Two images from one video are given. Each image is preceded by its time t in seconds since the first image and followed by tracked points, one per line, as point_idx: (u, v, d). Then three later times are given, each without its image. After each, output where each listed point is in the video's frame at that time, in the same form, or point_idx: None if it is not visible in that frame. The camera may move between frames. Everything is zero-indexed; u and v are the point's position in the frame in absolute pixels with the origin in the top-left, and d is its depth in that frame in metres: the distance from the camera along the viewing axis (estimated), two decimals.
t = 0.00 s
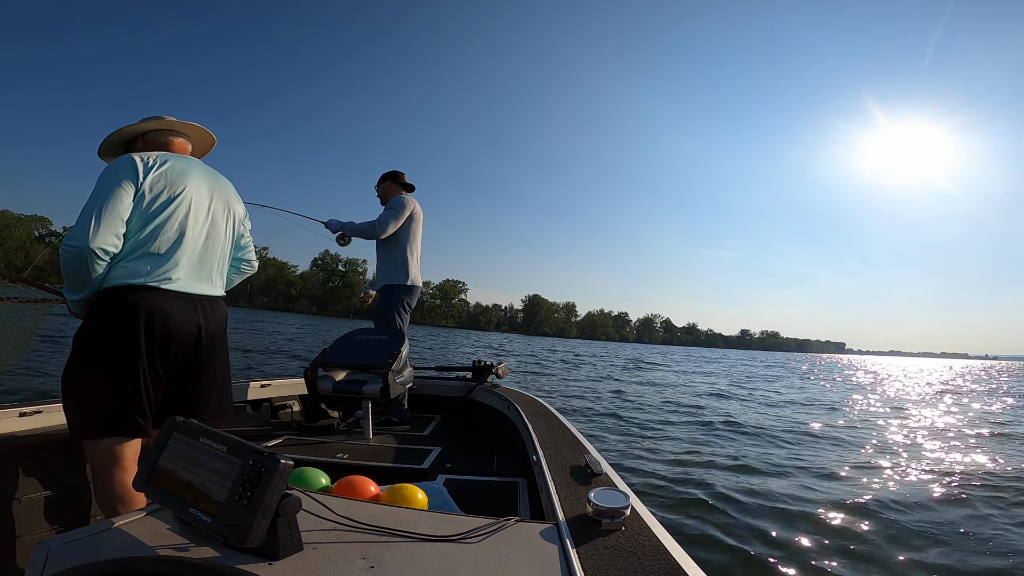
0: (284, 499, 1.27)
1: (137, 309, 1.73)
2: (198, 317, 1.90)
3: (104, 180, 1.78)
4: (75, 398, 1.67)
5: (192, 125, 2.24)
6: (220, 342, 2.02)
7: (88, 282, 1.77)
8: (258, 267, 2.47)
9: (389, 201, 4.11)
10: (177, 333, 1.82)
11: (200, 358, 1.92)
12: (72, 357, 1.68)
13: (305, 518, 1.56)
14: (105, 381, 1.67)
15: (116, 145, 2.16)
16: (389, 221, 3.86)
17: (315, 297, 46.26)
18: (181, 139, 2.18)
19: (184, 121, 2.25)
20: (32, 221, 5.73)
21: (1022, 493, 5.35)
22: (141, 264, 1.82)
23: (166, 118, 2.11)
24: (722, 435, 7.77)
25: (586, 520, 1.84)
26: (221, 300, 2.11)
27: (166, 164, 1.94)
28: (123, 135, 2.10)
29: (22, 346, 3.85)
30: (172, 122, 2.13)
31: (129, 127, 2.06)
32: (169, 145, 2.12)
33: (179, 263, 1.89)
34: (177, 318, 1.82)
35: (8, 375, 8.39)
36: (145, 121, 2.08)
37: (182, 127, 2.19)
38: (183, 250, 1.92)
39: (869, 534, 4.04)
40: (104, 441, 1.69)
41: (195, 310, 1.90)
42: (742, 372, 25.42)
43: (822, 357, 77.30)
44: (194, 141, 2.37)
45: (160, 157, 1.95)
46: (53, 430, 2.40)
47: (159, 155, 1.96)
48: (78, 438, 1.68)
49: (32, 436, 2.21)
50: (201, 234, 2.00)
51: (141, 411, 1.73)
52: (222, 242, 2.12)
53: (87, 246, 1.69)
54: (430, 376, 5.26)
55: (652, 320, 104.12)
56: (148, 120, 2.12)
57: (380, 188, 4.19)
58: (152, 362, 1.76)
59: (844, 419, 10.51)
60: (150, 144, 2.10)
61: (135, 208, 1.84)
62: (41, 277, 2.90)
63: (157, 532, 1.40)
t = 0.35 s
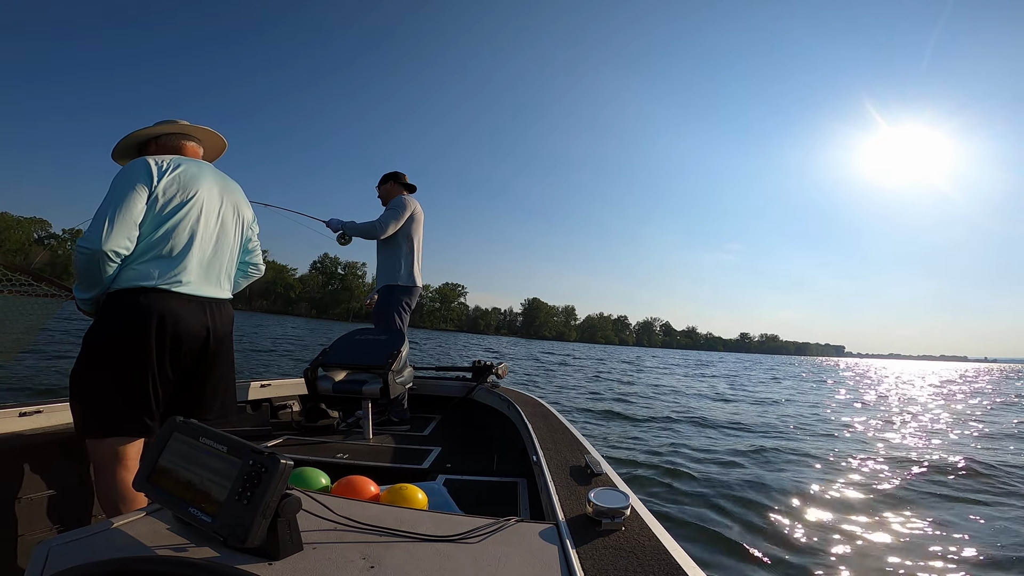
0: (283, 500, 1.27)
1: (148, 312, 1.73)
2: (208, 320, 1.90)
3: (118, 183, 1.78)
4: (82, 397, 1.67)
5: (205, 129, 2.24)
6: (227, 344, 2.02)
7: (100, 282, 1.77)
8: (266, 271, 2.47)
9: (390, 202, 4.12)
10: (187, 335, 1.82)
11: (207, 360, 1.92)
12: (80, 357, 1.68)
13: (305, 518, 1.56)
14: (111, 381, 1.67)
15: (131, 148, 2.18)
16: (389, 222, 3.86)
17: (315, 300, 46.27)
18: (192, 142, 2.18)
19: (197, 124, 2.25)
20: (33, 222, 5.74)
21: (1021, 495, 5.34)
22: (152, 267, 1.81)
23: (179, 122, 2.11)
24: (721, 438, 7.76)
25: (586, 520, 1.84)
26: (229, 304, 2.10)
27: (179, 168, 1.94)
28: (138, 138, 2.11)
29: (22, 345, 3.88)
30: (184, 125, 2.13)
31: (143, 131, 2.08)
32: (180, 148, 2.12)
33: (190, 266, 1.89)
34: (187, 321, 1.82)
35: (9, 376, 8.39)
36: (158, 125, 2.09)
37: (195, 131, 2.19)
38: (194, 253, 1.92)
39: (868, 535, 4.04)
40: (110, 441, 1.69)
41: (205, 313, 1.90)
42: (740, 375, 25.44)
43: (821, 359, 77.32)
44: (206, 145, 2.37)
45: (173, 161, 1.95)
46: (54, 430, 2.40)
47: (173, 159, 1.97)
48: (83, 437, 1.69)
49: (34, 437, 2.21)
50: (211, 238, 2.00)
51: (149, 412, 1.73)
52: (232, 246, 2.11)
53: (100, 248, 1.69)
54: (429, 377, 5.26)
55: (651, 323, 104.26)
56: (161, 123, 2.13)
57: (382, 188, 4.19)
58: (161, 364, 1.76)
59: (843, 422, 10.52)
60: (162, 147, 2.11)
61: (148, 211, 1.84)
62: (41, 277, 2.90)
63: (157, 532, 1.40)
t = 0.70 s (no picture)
0: (283, 500, 1.27)
1: (155, 312, 1.73)
2: (212, 321, 1.90)
3: (127, 185, 1.78)
4: (82, 399, 1.66)
5: (210, 133, 2.23)
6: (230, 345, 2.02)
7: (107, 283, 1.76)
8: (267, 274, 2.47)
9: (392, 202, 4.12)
10: (192, 336, 1.82)
11: (209, 360, 1.92)
12: (82, 357, 1.68)
13: (305, 518, 1.56)
14: (113, 381, 1.67)
15: (137, 151, 2.17)
16: (390, 222, 3.85)
17: (314, 301, 46.28)
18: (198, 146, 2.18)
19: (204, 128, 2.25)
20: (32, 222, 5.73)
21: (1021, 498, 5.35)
22: (160, 268, 1.81)
23: (184, 125, 2.10)
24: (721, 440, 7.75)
25: (586, 520, 1.84)
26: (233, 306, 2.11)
27: (187, 171, 1.94)
28: (143, 141, 2.11)
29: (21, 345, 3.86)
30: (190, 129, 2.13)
31: (148, 134, 2.07)
32: (185, 152, 2.11)
33: (196, 268, 1.89)
34: (192, 322, 1.82)
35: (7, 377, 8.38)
36: (163, 127, 2.08)
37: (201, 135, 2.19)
38: (200, 255, 1.92)
39: (868, 537, 4.04)
40: (110, 440, 1.69)
41: (210, 315, 1.90)
42: (739, 377, 25.45)
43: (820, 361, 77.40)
44: (210, 148, 2.36)
45: (181, 164, 1.95)
46: (54, 430, 2.40)
47: (180, 161, 1.97)
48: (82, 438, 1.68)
49: (38, 436, 2.22)
50: (218, 240, 2.01)
51: (150, 413, 1.73)
52: (236, 249, 2.12)
53: (109, 248, 1.69)
54: (429, 377, 5.26)
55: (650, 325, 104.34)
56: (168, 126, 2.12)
57: (384, 188, 4.19)
58: (164, 364, 1.76)
59: (843, 424, 10.52)
60: (168, 150, 2.11)
61: (156, 213, 1.83)
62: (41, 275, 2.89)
63: (156, 532, 1.40)
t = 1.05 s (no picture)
0: (284, 500, 1.27)
1: (142, 312, 1.74)
2: (200, 321, 1.90)
3: (110, 184, 1.77)
4: (70, 400, 1.66)
5: (199, 129, 2.23)
6: (220, 345, 2.02)
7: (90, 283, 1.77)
8: (258, 270, 2.47)
9: (394, 201, 4.12)
10: (179, 336, 1.82)
11: (199, 361, 1.92)
12: (67, 358, 1.67)
13: (305, 518, 1.56)
14: (100, 381, 1.66)
15: (124, 145, 2.17)
16: (393, 221, 3.84)
17: (314, 300, 46.24)
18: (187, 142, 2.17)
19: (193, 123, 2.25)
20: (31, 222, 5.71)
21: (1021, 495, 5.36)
22: (144, 268, 1.81)
23: (172, 121, 2.10)
24: (721, 439, 7.74)
25: (586, 520, 1.84)
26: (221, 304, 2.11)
27: (172, 168, 1.93)
28: (130, 135, 2.11)
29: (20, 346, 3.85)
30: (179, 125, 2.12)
31: (136, 129, 2.07)
32: (173, 148, 2.11)
33: (181, 268, 1.89)
34: (180, 322, 1.82)
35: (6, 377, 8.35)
36: (151, 123, 2.08)
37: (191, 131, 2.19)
38: (185, 255, 1.92)
39: (868, 535, 4.05)
40: (96, 442, 1.68)
41: (197, 315, 1.90)
42: (739, 376, 25.48)
43: (820, 360, 77.40)
44: (200, 143, 2.35)
45: (166, 160, 1.94)
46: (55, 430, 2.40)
47: (166, 158, 1.95)
48: (68, 440, 1.67)
49: (38, 437, 2.22)
50: (204, 238, 2.00)
51: (139, 415, 1.72)
52: (223, 247, 2.11)
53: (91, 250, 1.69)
54: (430, 376, 5.26)
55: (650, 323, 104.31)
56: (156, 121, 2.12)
57: (385, 187, 4.18)
58: (153, 365, 1.75)
59: (843, 422, 10.53)
60: (156, 145, 2.10)
61: (140, 212, 1.83)
62: (41, 277, 2.88)
63: (157, 532, 1.40)
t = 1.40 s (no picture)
0: (284, 499, 1.27)
1: (100, 307, 1.68)
2: (166, 317, 1.84)
3: (61, 178, 1.72)
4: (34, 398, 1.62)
5: (169, 115, 2.20)
6: (192, 341, 1.97)
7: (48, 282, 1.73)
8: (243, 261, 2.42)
9: (394, 199, 4.11)
10: (144, 333, 1.76)
11: (168, 359, 1.87)
12: (30, 357, 1.63)
13: (305, 518, 1.56)
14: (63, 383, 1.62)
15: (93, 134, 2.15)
16: (398, 220, 3.83)
17: (314, 297, 46.23)
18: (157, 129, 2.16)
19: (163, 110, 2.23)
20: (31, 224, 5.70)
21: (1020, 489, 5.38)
22: (102, 263, 1.75)
23: (139, 109, 2.08)
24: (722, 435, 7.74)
25: (586, 520, 1.84)
26: (196, 298, 2.05)
27: (129, 158, 1.86)
28: (96, 123, 2.08)
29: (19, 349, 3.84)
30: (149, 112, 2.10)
31: (100, 116, 2.04)
32: (143, 135, 2.10)
33: (142, 261, 1.81)
34: (143, 318, 1.76)
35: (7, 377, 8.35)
36: (116, 110, 2.05)
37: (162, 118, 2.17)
38: (147, 248, 1.84)
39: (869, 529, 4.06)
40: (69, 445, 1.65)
41: (162, 311, 1.83)
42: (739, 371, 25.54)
43: (820, 357, 77.48)
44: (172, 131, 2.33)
45: (124, 150, 1.87)
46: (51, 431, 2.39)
47: (125, 148, 1.89)
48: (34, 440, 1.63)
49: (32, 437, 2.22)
50: (168, 229, 1.93)
51: (106, 417, 1.68)
52: (194, 237, 2.03)
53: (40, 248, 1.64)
54: (430, 376, 5.26)
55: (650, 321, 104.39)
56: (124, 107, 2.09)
57: (385, 186, 4.18)
58: (115, 363, 1.70)
59: (843, 418, 10.56)
60: (124, 132, 2.09)
61: (96, 206, 1.77)
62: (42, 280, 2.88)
63: (158, 532, 1.40)
